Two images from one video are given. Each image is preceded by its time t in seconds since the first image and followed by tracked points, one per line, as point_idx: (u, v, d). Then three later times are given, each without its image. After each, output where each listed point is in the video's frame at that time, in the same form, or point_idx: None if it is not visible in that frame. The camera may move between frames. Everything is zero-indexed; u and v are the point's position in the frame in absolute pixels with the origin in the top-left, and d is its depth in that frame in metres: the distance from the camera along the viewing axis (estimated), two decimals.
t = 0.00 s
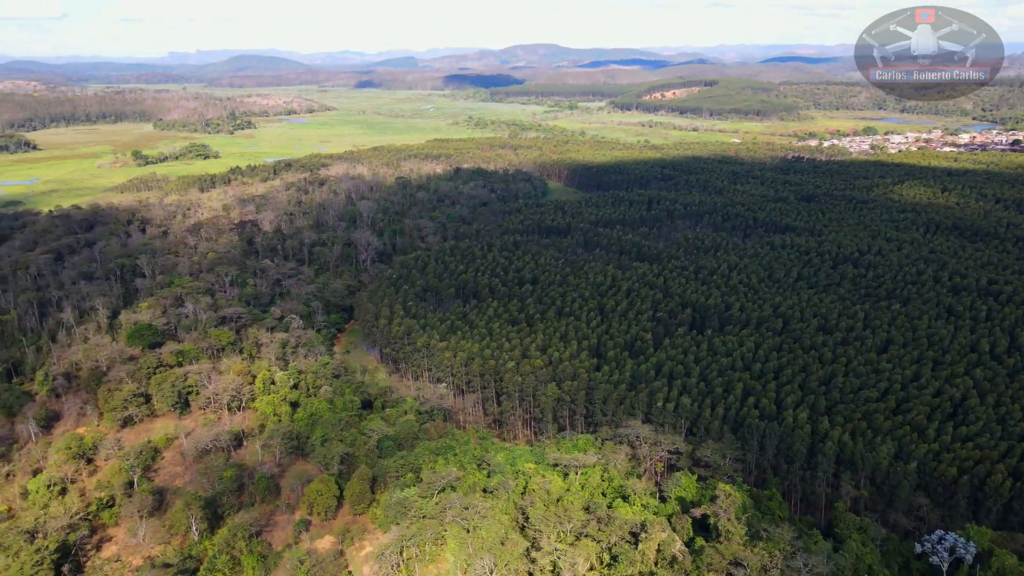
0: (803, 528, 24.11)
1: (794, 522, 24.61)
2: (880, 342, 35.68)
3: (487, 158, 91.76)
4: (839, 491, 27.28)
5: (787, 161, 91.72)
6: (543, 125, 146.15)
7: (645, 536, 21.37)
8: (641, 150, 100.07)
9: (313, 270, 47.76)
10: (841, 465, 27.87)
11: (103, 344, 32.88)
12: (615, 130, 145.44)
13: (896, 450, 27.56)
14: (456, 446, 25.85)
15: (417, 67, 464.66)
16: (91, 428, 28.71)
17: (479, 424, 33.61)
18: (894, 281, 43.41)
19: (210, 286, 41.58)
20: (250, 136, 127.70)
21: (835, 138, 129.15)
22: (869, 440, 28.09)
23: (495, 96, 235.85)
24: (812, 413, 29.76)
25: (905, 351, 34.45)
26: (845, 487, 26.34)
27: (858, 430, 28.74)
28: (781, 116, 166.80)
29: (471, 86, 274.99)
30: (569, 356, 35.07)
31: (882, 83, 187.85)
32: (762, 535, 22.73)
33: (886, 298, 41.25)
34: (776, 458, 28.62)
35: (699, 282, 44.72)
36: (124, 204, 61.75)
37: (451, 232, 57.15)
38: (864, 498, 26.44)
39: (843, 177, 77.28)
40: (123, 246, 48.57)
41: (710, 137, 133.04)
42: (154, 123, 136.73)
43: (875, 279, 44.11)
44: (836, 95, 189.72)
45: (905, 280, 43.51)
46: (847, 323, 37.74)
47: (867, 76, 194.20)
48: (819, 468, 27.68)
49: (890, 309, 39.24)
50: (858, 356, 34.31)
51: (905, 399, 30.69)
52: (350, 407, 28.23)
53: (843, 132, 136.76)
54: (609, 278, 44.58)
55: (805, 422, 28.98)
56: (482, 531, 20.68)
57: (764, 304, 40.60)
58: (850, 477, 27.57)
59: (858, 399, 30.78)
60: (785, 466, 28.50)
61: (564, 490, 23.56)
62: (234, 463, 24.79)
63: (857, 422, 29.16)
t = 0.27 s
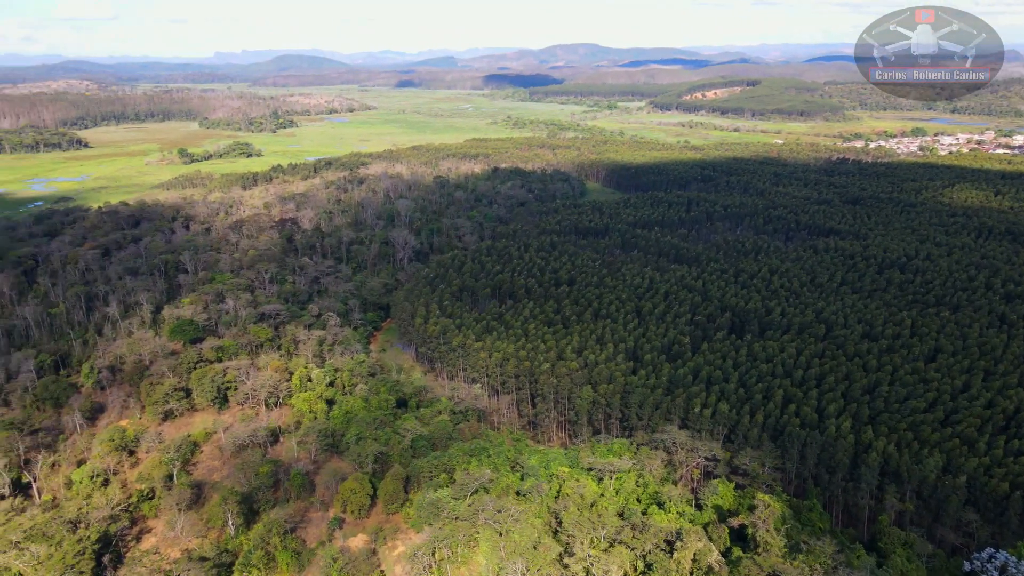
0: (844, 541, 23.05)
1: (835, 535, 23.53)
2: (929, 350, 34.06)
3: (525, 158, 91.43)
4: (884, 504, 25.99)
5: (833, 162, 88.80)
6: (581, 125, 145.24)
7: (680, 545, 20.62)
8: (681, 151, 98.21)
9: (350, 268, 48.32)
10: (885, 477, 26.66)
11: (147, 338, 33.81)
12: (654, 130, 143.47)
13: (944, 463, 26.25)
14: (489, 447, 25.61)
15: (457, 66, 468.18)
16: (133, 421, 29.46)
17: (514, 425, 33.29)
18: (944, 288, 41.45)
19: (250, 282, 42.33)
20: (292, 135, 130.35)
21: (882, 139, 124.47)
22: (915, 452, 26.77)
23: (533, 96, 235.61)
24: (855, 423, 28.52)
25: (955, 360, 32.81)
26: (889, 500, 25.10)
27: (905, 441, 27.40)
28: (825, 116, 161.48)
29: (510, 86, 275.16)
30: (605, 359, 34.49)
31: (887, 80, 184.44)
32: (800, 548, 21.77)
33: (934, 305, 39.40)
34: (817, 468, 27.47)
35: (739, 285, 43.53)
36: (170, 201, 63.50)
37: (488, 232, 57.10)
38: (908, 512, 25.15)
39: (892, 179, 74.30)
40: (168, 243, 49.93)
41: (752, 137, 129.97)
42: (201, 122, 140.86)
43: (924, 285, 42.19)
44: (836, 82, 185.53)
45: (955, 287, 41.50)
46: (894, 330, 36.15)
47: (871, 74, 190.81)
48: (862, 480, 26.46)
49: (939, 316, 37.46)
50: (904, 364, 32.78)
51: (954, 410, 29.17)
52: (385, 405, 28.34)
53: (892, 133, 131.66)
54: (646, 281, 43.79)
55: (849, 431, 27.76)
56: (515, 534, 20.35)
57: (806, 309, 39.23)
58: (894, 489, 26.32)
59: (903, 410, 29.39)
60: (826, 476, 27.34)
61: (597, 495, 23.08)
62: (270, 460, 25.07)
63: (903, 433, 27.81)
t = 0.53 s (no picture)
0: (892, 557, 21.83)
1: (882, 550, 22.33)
2: (982, 360, 32.30)
3: (564, 158, 90.86)
4: (931, 519, 24.60)
5: (882, 164, 85.47)
6: (621, 125, 143.75)
7: (718, 555, 19.84)
8: (723, 151, 96.09)
9: (389, 267, 48.74)
10: (933, 491, 25.31)
11: (190, 333, 34.63)
12: (696, 131, 140.93)
13: (997, 479, 24.77)
14: (524, 450, 25.26)
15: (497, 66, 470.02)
16: (175, 414, 30.21)
17: (550, 427, 32.83)
18: (998, 295, 39.32)
19: (290, 279, 43.06)
20: (334, 134, 132.64)
21: (934, 140, 119.34)
22: (965, 466, 25.35)
23: (573, 96, 234.46)
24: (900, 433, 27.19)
25: (1009, 371, 31.03)
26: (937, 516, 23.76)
27: (954, 454, 25.96)
28: (873, 116, 155.73)
29: (550, 86, 274.37)
30: (642, 362, 33.77)
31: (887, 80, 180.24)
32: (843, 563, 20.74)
33: (987, 313, 37.39)
34: (862, 479, 26.22)
35: (781, 290, 42.14)
36: (215, 199, 65.24)
37: (526, 232, 56.85)
38: (958, 528, 23.74)
39: (945, 181, 71.00)
40: (212, 240, 51.15)
41: (796, 138, 126.38)
42: (246, 121, 144.63)
43: (976, 292, 40.10)
44: (870, 81, 179.19)
45: (1010, 294, 39.31)
46: (944, 339, 34.41)
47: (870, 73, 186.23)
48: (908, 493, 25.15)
49: (992, 325, 35.52)
50: (953, 374, 31.16)
51: (1006, 423, 27.57)
52: (421, 404, 28.35)
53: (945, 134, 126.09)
54: (685, 283, 42.80)
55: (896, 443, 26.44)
56: (549, 539, 19.94)
57: (852, 315, 37.69)
58: (942, 504, 24.95)
59: (952, 422, 27.91)
60: (870, 488, 26.07)
61: (633, 502, 22.49)
62: (306, 456, 25.30)
63: (951, 446, 26.40)
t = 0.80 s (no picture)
0: None
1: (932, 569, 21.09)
2: None
3: (604, 158, 89.89)
4: (984, 538, 23.19)
5: (935, 166, 81.82)
6: (662, 125, 141.59)
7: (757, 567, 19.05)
8: (767, 152, 93.56)
9: (427, 266, 48.98)
10: (987, 508, 23.91)
11: (231, 329, 35.39)
12: (739, 131, 137.81)
13: None
14: (560, 453, 24.83)
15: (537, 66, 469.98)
16: (216, 409, 30.88)
17: (585, 430, 32.26)
18: None
19: (330, 277, 43.67)
20: (375, 133, 134.44)
21: (990, 142, 113.68)
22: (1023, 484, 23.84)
23: (613, 96, 232.33)
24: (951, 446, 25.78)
25: None
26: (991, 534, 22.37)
27: (1009, 470, 24.49)
28: (924, 116, 149.31)
29: (591, 85, 272.54)
30: (680, 367, 32.96)
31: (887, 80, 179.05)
32: None
33: None
34: (910, 493, 24.91)
35: (826, 295, 40.62)
36: (258, 196, 66.70)
37: (564, 233, 56.36)
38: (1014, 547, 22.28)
39: (1003, 185, 67.43)
40: (254, 237, 52.26)
41: (843, 139, 122.21)
42: (290, 121, 147.87)
43: None
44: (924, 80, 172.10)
45: None
46: (1000, 349, 32.57)
47: (871, 74, 184.63)
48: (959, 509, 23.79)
49: None
50: (1009, 387, 29.43)
51: None
52: (457, 405, 28.30)
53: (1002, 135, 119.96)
54: (725, 287, 41.68)
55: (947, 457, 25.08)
56: (584, 546, 19.58)
57: (900, 323, 36.05)
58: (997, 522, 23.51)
59: (1008, 436, 26.34)
60: (918, 503, 24.75)
61: (670, 509, 21.82)
62: (343, 455, 25.51)
63: (1005, 461, 24.91)
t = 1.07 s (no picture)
0: None
1: None
2: None
3: (645, 158, 88.63)
4: None
5: (991, 168, 77.98)
6: (705, 125, 138.87)
7: None
8: (812, 153, 90.81)
9: (466, 266, 49.05)
10: None
11: (271, 326, 36.03)
12: (784, 132, 134.23)
13: None
14: (596, 457, 24.34)
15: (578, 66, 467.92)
16: (255, 404, 31.45)
17: (622, 435, 31.61)
18: None
19: (369, 276, 44.16)
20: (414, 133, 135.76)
21: None
22: None
23: (654, 95, 229.44)
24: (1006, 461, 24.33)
25: None
26: None
27: None
28: (978, 117, 142.83)
29: (632, 85, 269.76)
30: (720, 372, 32.03)
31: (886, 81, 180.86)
32: None
33: None
34: (960, 508, 23.57)
35: (872, 301, 39.01)
36: (300, 195, 67.95)
37: (603, 233, 55.67)
38: None
39: None
40: (296, 235, 53.23)
41: (894, 141, 117.72)
42: (332, 120, 150.59)
43: None
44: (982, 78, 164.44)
45: None
46: None
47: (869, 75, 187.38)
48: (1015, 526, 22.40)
49: None
50: None
51: None
52: (493, 406, 28.15)
53: None
54: (767, 291, 40.45)
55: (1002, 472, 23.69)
56: (620, 553, 19.15)
57: (951, 331, 34.35)
58: None
59: None
60: (969, 518, 23.41)
61: (709, 518, 21.13)
62: (378, 454, 25.63)
63: None
